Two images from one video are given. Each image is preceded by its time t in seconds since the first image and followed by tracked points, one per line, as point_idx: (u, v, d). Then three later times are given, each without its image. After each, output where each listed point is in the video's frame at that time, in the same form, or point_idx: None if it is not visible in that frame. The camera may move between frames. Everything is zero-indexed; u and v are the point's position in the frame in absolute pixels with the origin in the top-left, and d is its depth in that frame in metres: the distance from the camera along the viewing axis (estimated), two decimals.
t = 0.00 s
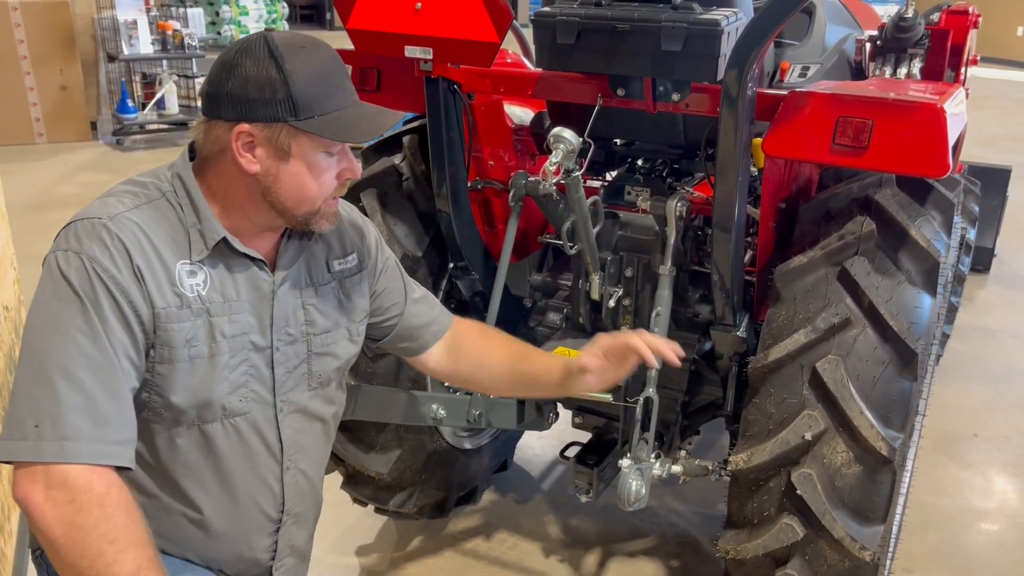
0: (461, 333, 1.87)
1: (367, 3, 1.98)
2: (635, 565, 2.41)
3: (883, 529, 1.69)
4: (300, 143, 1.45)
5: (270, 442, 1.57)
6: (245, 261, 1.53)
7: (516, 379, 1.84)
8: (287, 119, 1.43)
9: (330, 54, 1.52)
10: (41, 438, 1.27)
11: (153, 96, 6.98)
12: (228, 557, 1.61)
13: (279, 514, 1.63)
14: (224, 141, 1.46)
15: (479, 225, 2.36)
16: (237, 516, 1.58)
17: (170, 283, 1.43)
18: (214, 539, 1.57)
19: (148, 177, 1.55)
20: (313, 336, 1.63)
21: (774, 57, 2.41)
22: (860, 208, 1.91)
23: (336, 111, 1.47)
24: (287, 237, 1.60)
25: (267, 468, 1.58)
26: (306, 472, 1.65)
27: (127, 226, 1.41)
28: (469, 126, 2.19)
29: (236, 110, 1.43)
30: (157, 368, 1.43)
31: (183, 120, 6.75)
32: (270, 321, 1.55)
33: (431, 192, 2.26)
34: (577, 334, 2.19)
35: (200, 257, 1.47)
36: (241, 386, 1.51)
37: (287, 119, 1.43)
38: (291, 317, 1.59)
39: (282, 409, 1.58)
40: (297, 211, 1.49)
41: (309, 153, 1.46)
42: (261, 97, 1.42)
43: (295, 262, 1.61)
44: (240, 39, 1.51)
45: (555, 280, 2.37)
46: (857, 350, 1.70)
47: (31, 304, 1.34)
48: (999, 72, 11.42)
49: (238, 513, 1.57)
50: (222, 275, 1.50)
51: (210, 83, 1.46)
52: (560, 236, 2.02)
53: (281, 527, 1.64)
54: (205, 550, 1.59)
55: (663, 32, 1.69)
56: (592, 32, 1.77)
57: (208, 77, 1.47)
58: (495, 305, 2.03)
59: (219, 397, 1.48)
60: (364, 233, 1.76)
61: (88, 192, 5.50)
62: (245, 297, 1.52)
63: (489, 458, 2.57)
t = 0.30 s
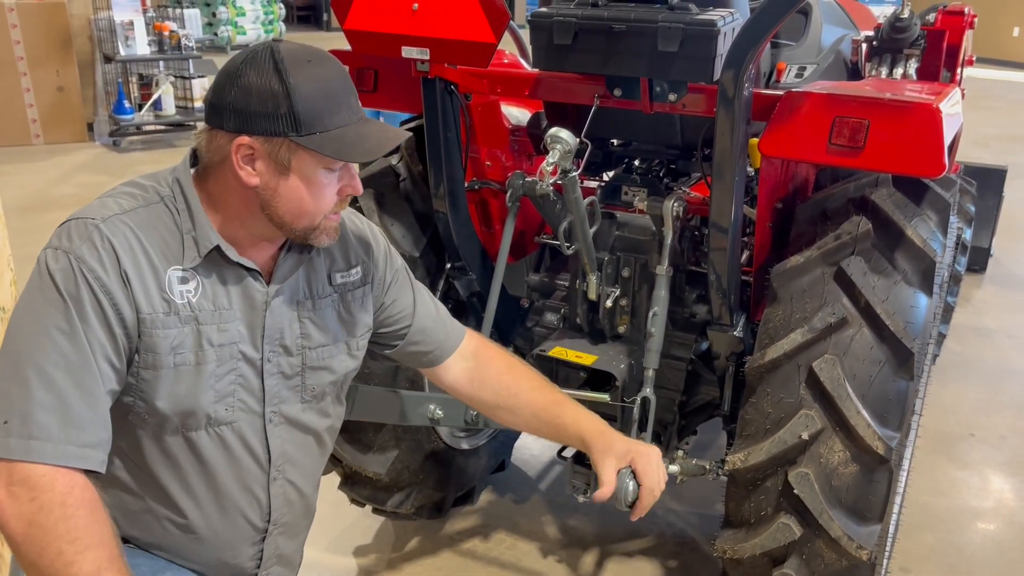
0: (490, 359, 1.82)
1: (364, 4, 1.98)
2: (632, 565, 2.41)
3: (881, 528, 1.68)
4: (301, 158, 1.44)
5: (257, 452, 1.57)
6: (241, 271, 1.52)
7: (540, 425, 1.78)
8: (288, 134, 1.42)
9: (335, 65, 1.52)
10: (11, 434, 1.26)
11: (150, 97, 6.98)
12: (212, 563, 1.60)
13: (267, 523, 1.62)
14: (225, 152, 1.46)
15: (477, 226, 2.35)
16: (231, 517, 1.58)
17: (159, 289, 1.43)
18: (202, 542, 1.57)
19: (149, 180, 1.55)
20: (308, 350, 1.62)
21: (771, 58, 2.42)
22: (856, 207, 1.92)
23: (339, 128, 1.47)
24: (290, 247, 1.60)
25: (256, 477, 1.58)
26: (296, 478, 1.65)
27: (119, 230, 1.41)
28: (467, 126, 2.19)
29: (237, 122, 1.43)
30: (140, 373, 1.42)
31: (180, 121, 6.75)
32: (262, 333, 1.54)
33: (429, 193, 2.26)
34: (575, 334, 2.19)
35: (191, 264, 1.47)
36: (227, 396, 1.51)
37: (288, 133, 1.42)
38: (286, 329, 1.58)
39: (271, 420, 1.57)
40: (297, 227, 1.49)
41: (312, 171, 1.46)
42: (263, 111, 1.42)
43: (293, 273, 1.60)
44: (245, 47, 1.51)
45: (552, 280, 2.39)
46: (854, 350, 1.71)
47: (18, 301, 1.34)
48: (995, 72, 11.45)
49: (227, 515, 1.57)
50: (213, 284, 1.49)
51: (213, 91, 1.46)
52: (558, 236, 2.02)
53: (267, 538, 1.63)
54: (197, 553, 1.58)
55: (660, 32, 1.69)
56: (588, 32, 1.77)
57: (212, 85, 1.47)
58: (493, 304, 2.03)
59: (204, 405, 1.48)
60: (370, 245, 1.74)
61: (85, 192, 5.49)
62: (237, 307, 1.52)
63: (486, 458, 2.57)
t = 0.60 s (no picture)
0: (494, 350, 1.82)
1: (362, 5, 1.98)
2: (631, 566, 2.41)
3: (880, 528, 1.67)
4: (306, 153, 1.45)
5: (258, 452, 1.57)
6: (240, 271, 1.52)
7: (551, 412, 1.79)
8: (294, 131, 1.42)
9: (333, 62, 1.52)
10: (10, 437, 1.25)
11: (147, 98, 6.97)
12: (213, 563, 1.60)
13: (268, 523, 1.62)
14: (228, 153, 1.46)
15: (475, 226, 2.35)
16: (233, 515, 1.58)
17: (158, 290, 1.43)
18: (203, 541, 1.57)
19: (147, 181, 1.55)
20: (307, 349, 1.62)
21: (769, 58, 2.42)
22: (855, 208, 1.92)
23: (343, 120, 1.48)
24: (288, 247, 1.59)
25: (256, 476, 1.58)
26: (296, 477, 1.64)
27: (118, 231, 1.41)
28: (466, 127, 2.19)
29: (240, 122, 1.43)
30: (139, 374, 1.42)
31: (177, 122, 6.74)
32: (261, 332, 1.54)
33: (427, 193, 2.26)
34: (574, 335, 2.19)
35: (190, 265, 1.46)
36: (227, 396, 1.51)
37: (293, 129, 1.43)
38: (285, 329, 1.58)
39: (271, 420, 1.57)
40: (304, 224, 1.50)
41: (317, 166, 1.47)
42: (266, 109, 1.42)
43: (292, 271, 1.60)
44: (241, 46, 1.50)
45: (551, 280, 2.40)
46: (853, 349, 1.71)
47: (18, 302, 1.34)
48: (991, 73, 11.46)
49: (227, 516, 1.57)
50: (212, 284, 1.49)
51: (213, 93, 1.45)
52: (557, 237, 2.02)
53: (268, 537, 1.63)
54: (197, 553, 1.58)
55: (659, 33, 1.69)
56: (587, 33, 1.77)
57: (210, 86, 1.46)
58: (492, 305, 2.03)
59: (204, 406, 1.48)
60: (367, 243, 1.74)
61: (82, 194, 5.48)
62: (237, 306, 1.51)
63: (486, 458, 2.57)
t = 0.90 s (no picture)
0: (474, 369, 1.82)
1: (356, 5, 1.97)
2: (626, 566, 2.41)
3: (873, 527, 1.69)
4: (299, 144, 1.45)
5: (253, 449, 1.57)
6: (233, 269, 1.52)
7: (522, 441, 1.79)
8: (287, 123, 1.43)
9: (324, 58, 1.52)
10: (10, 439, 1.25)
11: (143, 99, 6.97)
12: (210, 562, 1.60)
13: (263, 521, 1.62)
14: (220, 149, 1.45)
15: (469, 226, 2.36)
16: (228, 513, 1.58)
17: (152, 289, 1.43)
18: (199, 539, 1.57)
19: (137, 181, 1.54)
20: (299, 346, 1.62)
21: (763, 58, 2.42)
22: (848, 207, 1.92)
23: (334, 112, 1.48)
24: (280, 245, 1.60)
25: (251, 474, 1.58)
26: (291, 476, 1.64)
27: (111, 230, 1.41)
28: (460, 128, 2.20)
29: (233, 117, 1.43)
30: (134, 373, 1.42)
31: (173, 123, 6.73)
32: (254, 330, 1.54)
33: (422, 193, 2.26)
34: (568, 335, 2.19)
35: (184, 264, 1.46)
36: (221, 394, 1.51)
37: (285, 121, 1.43)
38: (276, 327, 1.58)
39: (265, 417, 1.58)
40: (298, 216, 1.50)
41: (309, 158, 1.47)
42: (259, 102, 1.42)
43: (283, 268, 1.60)
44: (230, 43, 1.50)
45: (546, 280, 2.40)
46: (845, 349, 1.71)
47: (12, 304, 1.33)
48: (986, 73, 11.49)
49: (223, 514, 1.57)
50: (205, 282, 1.49)
51: (204, 89, 1.45)
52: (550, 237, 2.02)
53: (263, 534, 1.63)
54: (193, 553, 1.58)
55: (652, 33, 1.69)
56: (581, 33, 1.78)
57: (201, 83, 1.46)
58: (486, 306, 2.03)
59: (199, 404, 1.48)
60: (354, 244, 1.74)
61: (77, 195, 5.48)
62: (230, 304, 1.51)
63: (480, 458, 2.56)
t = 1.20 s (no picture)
0: (477, 352, 1.80)
1: (355, 6, 1.97)
2: (626, 566, 2.42)
3: (873, 527, 1.69)
4: (297, 139, 1.46)
5: (255, 445, 1.57)
6: (228, 266, 1.52)
7: (527, 424, 1.77)
8: (285, 119, 1.43)
9: (321, 54, 1.52)
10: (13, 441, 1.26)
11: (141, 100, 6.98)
12: (214, 561, 1.60)
13: (264, 518, 1.62)
14: (217, 145, 1.45)
15: (469, 227, 2.37)
16: (229, 511, 1.58)
17: (151, 288, 1.43)
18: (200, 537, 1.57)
19: (132, 181, 1.54)
20: (298, 341, 1.62)
21: (761, 59, 2.43)
22: (847, 207, 1.93)
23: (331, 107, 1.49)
24: (275, 241, 1.60)
25: (251, 473, 1.58)
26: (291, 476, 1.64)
27: (108, 230, 1.41)
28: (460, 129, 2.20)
29: (230, 113, 1.43)
30: (134, 372, 1.42)
31: (171, 124, 6.73)
32: (253, 326, 1.54)
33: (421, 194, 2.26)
34: (567, 335, 2.20)
35: (182, 262, 1.47)
36: (222, 390, 1.51)
37: (284, 117, 1.43)
38: (274, 322, 1.58)
39: (266, 414, 1.58)
40: (297, 212, 1.51)
41: (307, 154, 1.48)
42: (256, 99, 1.42)
43: (279, 263, 1.60)
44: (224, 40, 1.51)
45: (545, 281, 2.39)
46: (845, 349, 1.71)
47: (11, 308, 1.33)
48: (982, 74, 11.51)
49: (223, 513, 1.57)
50: (204, 279, 1.49)
51: (200, 87, 1.45)
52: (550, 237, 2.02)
53: (263, 533, 1.63)
54: (194, 554, 1.58)
55: (651, 34, 1.70)
56: (580, 34, 1.78)
57: (196, 80, 1.46)
58: (486, 307, 2.03)
59: (200, 401, 1.48)
60: (349, 236, 1.74)
61: (75, 196, 5.47)
62: (230, 300, 1.52)
63: (480, 459, 2.57)
